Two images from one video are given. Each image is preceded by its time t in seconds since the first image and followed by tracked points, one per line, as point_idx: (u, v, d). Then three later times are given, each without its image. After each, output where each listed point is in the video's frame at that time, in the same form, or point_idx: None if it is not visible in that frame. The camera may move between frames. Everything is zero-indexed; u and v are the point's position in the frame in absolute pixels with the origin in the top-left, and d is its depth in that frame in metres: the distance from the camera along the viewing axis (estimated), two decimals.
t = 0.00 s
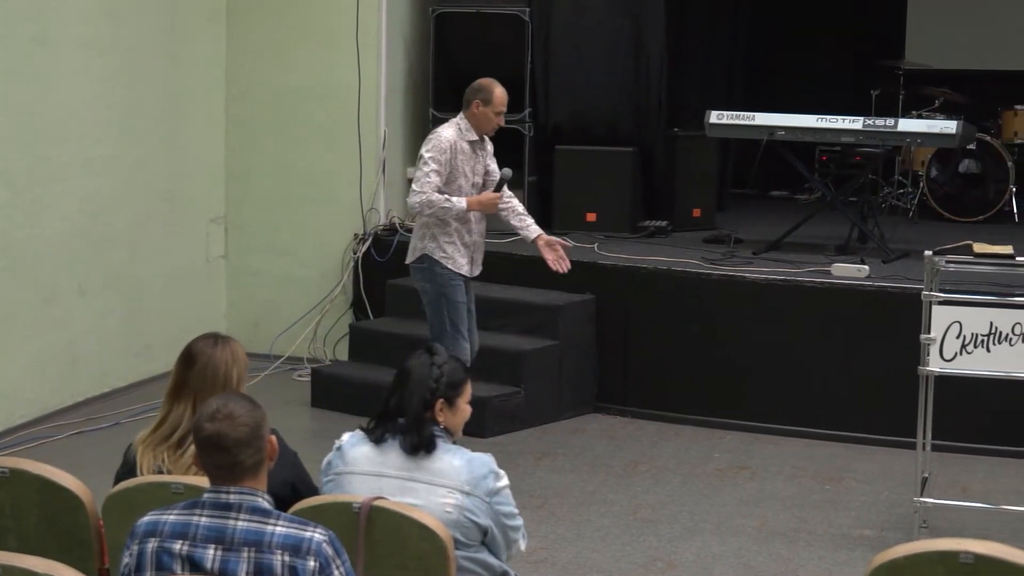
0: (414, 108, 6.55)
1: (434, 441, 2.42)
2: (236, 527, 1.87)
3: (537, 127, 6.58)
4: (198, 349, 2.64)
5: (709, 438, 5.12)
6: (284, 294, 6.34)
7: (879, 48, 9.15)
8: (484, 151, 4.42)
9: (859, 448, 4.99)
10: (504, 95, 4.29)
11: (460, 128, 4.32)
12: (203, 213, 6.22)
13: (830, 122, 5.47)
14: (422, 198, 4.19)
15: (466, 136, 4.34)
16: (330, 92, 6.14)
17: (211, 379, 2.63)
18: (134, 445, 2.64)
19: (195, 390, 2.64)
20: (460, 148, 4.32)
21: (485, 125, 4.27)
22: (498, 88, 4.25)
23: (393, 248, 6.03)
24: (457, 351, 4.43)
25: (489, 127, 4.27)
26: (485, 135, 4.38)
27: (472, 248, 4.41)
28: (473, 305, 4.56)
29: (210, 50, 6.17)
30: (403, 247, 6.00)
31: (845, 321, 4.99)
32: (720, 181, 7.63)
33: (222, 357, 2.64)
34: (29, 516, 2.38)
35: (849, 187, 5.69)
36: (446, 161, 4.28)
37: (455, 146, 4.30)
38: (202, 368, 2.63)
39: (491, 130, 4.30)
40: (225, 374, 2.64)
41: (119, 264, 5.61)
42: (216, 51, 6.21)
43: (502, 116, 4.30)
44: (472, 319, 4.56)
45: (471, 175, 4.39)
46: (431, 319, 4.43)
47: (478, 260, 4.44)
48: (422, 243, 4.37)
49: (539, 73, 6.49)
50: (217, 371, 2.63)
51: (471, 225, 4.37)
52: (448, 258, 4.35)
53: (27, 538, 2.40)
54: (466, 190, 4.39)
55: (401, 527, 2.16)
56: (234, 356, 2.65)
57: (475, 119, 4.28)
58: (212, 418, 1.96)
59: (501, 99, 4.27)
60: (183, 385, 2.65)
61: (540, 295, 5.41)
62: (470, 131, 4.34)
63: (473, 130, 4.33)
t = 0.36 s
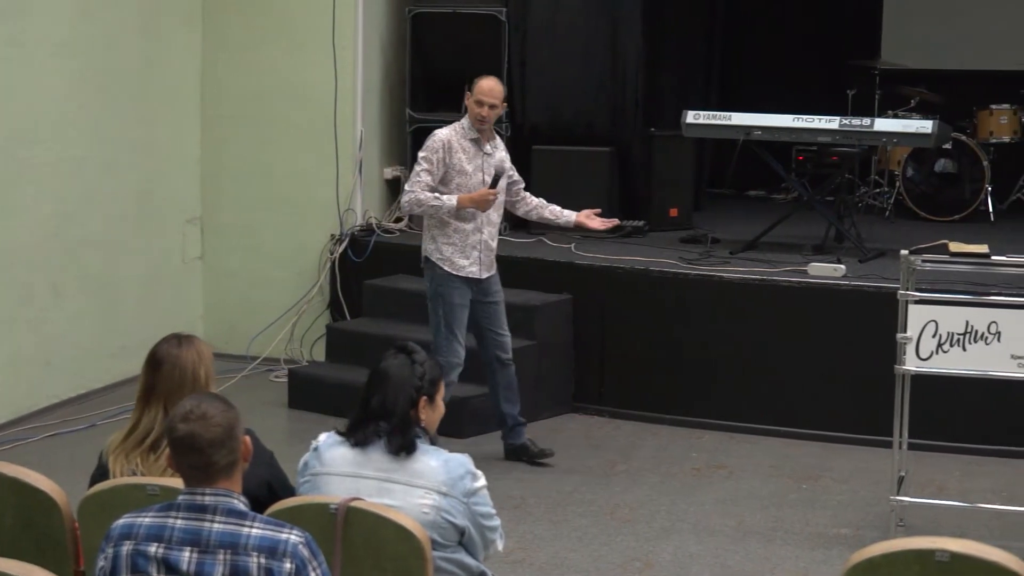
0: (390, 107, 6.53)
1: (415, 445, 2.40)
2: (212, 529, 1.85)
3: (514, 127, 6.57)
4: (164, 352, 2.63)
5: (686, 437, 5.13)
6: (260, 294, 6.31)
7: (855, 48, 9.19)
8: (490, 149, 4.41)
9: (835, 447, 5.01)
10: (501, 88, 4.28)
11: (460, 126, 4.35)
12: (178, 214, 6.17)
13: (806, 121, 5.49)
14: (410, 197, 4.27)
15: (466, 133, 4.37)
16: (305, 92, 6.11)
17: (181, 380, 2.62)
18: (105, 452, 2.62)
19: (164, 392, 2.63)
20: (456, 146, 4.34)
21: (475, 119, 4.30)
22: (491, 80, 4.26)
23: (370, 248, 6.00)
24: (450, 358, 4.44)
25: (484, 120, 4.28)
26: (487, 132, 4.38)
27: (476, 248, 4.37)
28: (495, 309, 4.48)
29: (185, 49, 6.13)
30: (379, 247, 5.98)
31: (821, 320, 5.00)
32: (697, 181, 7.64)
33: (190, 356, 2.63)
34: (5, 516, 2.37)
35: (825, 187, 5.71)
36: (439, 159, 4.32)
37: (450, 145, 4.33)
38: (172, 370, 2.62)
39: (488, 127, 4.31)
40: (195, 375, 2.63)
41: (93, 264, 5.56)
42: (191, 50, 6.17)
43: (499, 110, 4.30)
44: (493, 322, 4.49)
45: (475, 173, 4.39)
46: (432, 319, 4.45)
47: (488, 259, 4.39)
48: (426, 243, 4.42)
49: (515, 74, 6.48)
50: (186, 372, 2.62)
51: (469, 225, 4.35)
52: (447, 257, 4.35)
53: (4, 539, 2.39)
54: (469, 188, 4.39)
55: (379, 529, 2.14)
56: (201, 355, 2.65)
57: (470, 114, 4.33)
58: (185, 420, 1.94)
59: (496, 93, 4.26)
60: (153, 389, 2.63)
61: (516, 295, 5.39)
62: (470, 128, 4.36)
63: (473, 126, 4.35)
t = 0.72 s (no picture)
0: (358, 106, 6.49)
1: (395, 449, 2.39)
2: (179, 532, 1.82)
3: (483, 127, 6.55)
4: (119, 352, 2.59)
5: (656, 437, 5.13)
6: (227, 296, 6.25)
7: (821, 48, 9.23)
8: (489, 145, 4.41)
9: (803, 446, 5.02)
10: (496, 83, 4.28)
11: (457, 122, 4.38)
12: (145, 214, 6.10)
13: (773, 122, 5.51)
14: (405, 195, 4.35)
15: (463, 129, 4.39)
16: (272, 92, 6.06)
17: (137, 378, 2.58)
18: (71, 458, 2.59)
19: (123, 391, 2.58)
20: (450, 141, 4.37)
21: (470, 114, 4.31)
22: (485, 74, 4.27)
23: (338, 248, 5.96)
24: (440, 350, 4.44)
25: (476, 115, 4.29)
26: (485, 127, 4.38)
27: (473, 242, 4.37)
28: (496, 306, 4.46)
29: (151, 48, 6.06)
30: (347, 247, 5.94)
31: (789, 319, 5.01)
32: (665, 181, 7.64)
33: (145, 354, 2.59)
34: None
35: (792, 187, 5.73)
36: (434, 155, 4.36)
37: (446, 141, 4.36)
38: (128, 369, 2.58)
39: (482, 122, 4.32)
40: (151, 373, 2.59)
41: (58, 266, 5.48)
42: (157, 49, 6.10)
43: (493, 105, 4.30)
44: (493, 321, 4.47)
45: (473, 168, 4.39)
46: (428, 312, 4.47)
47: (487, 252, 4.37)
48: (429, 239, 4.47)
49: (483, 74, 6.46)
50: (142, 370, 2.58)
51: (465, 218, 4.36)
52: (444, 251, 4.37)
53: None
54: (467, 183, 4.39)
55: (348, 531, 2.12)
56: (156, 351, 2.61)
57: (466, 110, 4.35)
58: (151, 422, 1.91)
59: (489, 87, 4.27)
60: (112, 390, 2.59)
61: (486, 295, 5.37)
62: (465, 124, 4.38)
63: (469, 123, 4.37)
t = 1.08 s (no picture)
0: (327, 105, 6.45)
1: (368, 447, 2.36)
2: (148, 533, 1.79)
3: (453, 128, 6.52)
4: (79, 354, 2.56)
5: (626, 436, 5.12)
6: (195, 296, 6.19)
7: (790, 48, 9.27)
8: (461, 142, 4.38)
9: (773, 445, 5.03)
10: (464, 80, 4.27)
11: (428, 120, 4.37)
12: (112, 214, 6.03)
13: (742, 122, 5.53)
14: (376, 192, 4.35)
15: (434, 127, 4.38)
16: (240, 91, 6.01)
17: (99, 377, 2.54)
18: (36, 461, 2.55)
19: (86, 392, 2.55)
20: (419, 139, 4.36)
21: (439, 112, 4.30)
22: (453, 71, 4.27)
23: (307, 248, 5.92)
24: (416, 344, 4.43)
25: (444, 113, 4.28)
26: (456, 124, 4.35)
27: (443, 240, 4.34)
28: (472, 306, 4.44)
29: (119, 46, 5.99)
30: (317, 247, 5.90)
31: (759, 319, 5.02)
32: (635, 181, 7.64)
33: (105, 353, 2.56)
34: None
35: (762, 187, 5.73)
36: (405, 153, 4.36)
37: (416, 139, 4.35)
38: (89, 369, 2.54)
39: (452, 119, 4.30)
40: (112, 372, 2.55)
41: (24, 266, 5.41)
42: (125, 47, 6.04)
43: (461, 102, 4.28)
44: (469, 320, 4.45)
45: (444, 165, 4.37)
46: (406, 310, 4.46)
47: (458, 250, 4.34)
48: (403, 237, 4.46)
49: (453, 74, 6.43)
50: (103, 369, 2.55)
51: (435, 216, 4.34)
52: (415, 249, 4.36)
53: None
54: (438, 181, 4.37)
55: (318, 533, 2.09)
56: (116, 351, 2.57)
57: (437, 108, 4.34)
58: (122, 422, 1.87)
59: (456, 84, 4.26)
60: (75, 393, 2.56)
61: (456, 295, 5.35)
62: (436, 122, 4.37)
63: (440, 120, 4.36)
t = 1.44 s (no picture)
0: (306, 105, 6.42)
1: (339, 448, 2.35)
2: (127, 532, 1.76)
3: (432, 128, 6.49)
4: (57, 354, 2.53)
5: (606, 436, 5.11)
6: (173, 296, 6.15)
7: (769, 49, 9.29)
8: (438, 141, 4.36)
9: (753, 445, 5.03)
10: (441, 81, 4.25)
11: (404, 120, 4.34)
12: (90, 214, 5.98)
13: (721, 121, 5.53)
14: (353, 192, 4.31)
15: (410, 127, 4.36)
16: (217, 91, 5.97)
17: (78, 378, 2.51)
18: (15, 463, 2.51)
19: (64, 392, 2.52)
20: (396, 139, 4.33)
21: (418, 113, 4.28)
22: (430, 73, 4.25)
23: (286, 248, 5.89)
24: (394, 343, 4.42)
25: (422, 114, 4.26)
26: (433, 123, 4.33)
27: (421, 240, 4.32)
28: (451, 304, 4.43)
29: (95, 45, 5.94)
30: (295, 247, 5.87)
31: (738, 318, 5.02)
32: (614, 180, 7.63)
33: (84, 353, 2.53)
34: None
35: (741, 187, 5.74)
36: (381, 153, 4.33)
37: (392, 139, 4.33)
38: (67, 369, 2.51)
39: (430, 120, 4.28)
40: (90, 372, 2.53)
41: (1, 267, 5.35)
42: (102, 46, 5.99)
43: (439, 103, 4.26)
44: (449, 319, 4.44)
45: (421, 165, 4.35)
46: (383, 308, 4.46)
47: (438, 250, 4.33)
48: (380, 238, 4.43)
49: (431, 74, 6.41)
50: (81, 369, 2.52)
51: (413, 216, 4.31)
52: (394, 250, 4.33)
53: None
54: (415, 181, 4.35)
55: (297, 532, 2.07)
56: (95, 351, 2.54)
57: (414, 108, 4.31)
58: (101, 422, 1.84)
59: (434, 85, 4.24)
60: (52, 393, 2.53)
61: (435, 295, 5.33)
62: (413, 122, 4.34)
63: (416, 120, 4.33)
